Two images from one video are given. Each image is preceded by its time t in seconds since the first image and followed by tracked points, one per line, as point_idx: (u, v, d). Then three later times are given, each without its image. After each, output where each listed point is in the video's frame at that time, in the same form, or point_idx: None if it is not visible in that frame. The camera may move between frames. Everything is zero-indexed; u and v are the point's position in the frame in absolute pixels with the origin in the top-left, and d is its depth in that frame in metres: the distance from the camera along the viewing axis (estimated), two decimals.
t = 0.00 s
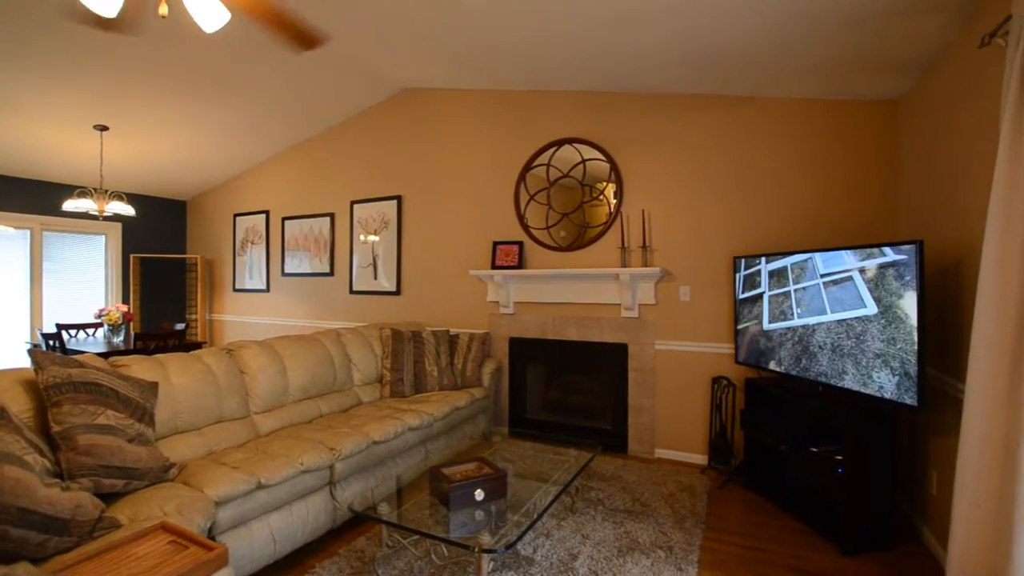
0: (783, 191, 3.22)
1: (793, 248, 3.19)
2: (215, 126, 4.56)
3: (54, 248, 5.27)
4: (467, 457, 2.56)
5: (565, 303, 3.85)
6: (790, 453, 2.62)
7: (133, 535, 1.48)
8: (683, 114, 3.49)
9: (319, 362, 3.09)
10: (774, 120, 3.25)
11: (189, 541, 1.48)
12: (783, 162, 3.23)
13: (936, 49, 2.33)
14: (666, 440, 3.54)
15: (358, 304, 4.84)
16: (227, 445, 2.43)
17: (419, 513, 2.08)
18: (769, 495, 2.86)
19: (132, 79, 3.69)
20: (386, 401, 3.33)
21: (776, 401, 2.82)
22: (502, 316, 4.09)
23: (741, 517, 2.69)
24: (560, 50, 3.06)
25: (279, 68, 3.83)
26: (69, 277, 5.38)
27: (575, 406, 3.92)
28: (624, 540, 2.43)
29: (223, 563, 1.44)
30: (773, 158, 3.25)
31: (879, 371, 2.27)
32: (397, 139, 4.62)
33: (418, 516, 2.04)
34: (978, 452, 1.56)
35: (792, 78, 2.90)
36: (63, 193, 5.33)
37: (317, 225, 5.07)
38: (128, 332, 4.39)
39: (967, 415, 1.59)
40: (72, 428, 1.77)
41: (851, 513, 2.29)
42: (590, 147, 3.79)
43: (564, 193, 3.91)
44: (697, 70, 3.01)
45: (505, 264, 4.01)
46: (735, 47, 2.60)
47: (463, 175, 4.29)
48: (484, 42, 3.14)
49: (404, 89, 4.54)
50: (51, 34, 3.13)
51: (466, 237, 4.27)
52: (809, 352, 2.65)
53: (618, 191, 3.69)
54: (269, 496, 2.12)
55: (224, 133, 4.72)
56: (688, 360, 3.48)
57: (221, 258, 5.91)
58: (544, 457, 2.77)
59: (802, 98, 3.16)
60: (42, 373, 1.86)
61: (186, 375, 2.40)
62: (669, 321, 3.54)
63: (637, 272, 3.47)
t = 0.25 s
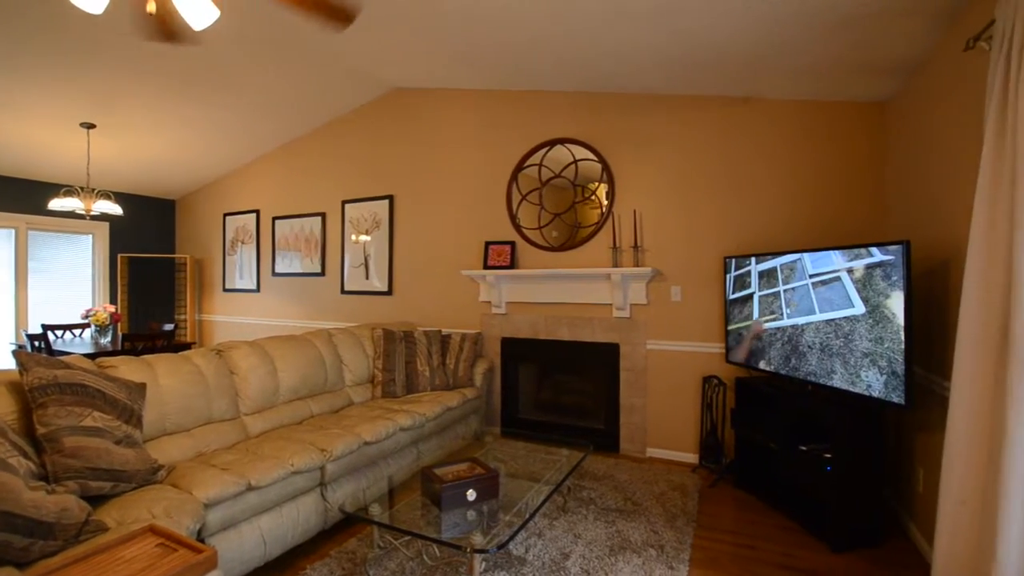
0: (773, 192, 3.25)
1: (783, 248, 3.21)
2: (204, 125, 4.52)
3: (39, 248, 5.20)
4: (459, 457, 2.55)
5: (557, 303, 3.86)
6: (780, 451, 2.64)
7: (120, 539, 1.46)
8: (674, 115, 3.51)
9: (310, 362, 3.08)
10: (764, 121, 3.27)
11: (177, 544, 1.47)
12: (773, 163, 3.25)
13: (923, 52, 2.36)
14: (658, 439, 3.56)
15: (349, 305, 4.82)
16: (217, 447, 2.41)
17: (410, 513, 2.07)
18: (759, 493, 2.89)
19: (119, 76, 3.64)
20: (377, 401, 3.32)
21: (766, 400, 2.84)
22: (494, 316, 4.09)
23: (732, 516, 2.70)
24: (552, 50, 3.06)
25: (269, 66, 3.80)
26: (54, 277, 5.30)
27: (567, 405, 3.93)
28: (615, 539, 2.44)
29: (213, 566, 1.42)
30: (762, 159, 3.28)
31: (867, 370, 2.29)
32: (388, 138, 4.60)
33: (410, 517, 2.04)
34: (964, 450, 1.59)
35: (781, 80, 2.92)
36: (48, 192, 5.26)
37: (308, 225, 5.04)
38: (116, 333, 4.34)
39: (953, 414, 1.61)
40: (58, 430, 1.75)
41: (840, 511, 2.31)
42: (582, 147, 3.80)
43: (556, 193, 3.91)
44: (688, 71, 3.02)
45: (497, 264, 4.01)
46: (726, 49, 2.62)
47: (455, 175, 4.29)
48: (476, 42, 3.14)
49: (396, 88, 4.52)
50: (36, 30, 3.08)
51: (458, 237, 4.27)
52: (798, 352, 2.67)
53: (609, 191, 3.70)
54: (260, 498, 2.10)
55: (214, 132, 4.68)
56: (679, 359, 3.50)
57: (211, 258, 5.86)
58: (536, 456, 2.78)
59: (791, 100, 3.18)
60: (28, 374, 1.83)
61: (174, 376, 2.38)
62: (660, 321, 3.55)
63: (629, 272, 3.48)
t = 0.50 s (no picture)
0: (763, 193, 3.27)
1: (773, 248, 3.24)
2: (193, 123, 4.48)
3: (24, 248, 5.12)
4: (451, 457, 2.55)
5: (549, 303, 3.86)
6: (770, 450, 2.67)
7: (106, 542, 1.45)
8: (666, 116, 3.52)
9: (301, 363, 3.06)
10: (755, 122, 3.29)
11: (165, 547, 1.45)
12: (763, 164, 3.28)
13: (910, 55, 2.39)
14: (649, 439, 3.57)
15: (340, 305, 4.79)
16: (206, 448, 2.39)
17: (402, 514, 2.06)
18: (749, 492, 2.91)
19: (106, 74, 3.60)
20: (369, 402, 3.30)
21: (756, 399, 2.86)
22: (486, 316, 4.08)
23: (723, 514, 2.72)
24: (544, 50, 3.06)
25: (259, 64, 3.78)
26: (40, 277, 5.23)
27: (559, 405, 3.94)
28: (607, 539, 2.45)
29: (202, 568, 1.41)
30: (753, 161, 3.30)
31: (855, 369, 2.32)
32: (380, 138, 4.59)
33: (402, 518, 2.03)
34: (949, 447, 1.61)
35: (771, 82, 2.95)
36: (34, 191, 5.18)
37: (299, 225, 5.01)
38: (103, 334, 4.29)
39: (939, 412, 1.63)
40: (44, 432, 1.72)
41: (829, 508, 2.34)
42: (574, 147, 3.80)
43: (549, 193, 3.92)
44: (680, 72, 3.03)
45: (489, 264, 4.01)
46: (717, 50, 2.64)
47: (447, 174, 4.28)
48: (468, 42, 3.13)
49: (387, 88, 4.51)
50: (21, 26, 3.04)
51: (450, 237, 4.26)
52: (788, 352, 2.70)
53: (601, 191, 3.71)
54: (250, 500, 2.08)
55: (203, 130, 4.63)
56: (671, 359, 3.52)
57: (201, 258, 5.81)
58: (528, 456, 2.78)
59: (781, 101, 3.21)
60: (12, 376, 1.80)
61: (163, 377, 2.35)
62: (651, 321, 3.57)
63: (621, 272, 3.49)
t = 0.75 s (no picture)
0: (754, 193, 3.30)
1: (764, 249, 3.26)
2: (183, 121, 4.43)
3: (10, 247, 5.05)
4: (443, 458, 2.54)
5: (541, 303, 3.87)
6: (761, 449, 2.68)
7: (94, 546, 1.43)
8: (658, 116, 3.54)
9: (292, 363, 3.04)
10: (746, 123, 3.32)
11: (155, 550, 1.44)
12: (754, 165, 3.30)
13: (898, 57, 2.41)
14: (642, 438, 3.59)
15: (332, 305, 4.77)
16: (196, 450, 2.37)
17: (395, 515, 2.06)
18: (740, 490, 2.93)
19: (94, 71, 3.55)
20: (361, 402, 3.29)
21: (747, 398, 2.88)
22: (479, 315, 4.08)
23: (714, 512, 2.74)
24: (536, 50, 3.07)
25: (250, 63, 3.75)
26: (26, 277, 5.15)
27: (552, 405, 3.94)
28: (600, 538, 2.45)
29: (191, 571, 1.40)
30: (744, 161, 3.32)
31: (844, 368, 2.34)
32: (372, 137, 4.57)
33: (394, 519, 2.03)
34: (937, 445, 1.63)
35: (761, 83, 2.97)
36: (20, 190, 5.11)
37: (290, 224, 4.98)
38: (92, 334, 4.24)
39: (925, 410, 1.65)
40: (30, 434, 1.69)
41: (818, 506, 2.36)
42: (567, 148, 3.81)
43: (541, 193, 3.92)
44: (671, 73, 3.05)
45: (482, 264, 4.01)
46: (708, 52, 2.65)
47: (440, 174, 4.27)
48: (460, 42, 3.13)
49: (380, 87, 4.49)
50: (6, 23, 2.99)
51: (443, 237, 4.25)
52: (778, 351, 2.72)
53: (593, 192, 3.72)
54: (240, 502, 2.07)
55: (193, 129, 4.59)
56: (663, 358, 3.53)
57: (191, 257, 5.76)
58: (521, 456, 2.78)
59: (772, 102, 3.23)
60: None
61: (152, 378, 2.33)
62: (644, 320, 3.58)
63: (613, 272, 3.50)
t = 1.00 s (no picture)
0: (745, 193, 3.32)
1: (755, 249, 3.28)
2: (173, 120, 4.39)
3: None
4: (436, 458, 2.54)
5: (534, 303, 3.87)
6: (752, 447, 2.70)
7: (82, 549, 1.41)
8: (650, 117, 3.55)
9: (284, 364, 3.02)
10: (737, 124, 3.34)
11: (145, 552, 1.43)
12: (745, 165, 3.32)
13: (887, 60, 2.44)
14: (634, 437, 3.60)
15: (325, 305, 4.74)
16: (187, 451, 2.35)
17: (387, 516, 2.05)
18: (732, 489, 2.95)
19: (83, 69, 3.52)
20: (354, 403, 3.28)
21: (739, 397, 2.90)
22: (472, 315, 4.08)
23: (706, 511, 2.75)
24: (529, 51, 3.07)
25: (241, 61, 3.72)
26: (12, 277, 5.07)
27: (545, 405, 3.94)
28: (592, 537, 2.46)
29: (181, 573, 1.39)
30: (735, 162, 3.34)
31: (834, 367, 2.36)
32: (365, 136, 4.55)
33: (387, 520, 2.02)
34: (925, 443, 1.65)
35: (753, 84, 2.99)
36: (6, 189, 5.04)
37: (282, 224, 4.95)
38: (80, 335, 4.19)
39: (913, 408, 1.67)
40: (16, 436, 1.66)
41: (808, 504, 2.38)
42: (560, 148, 3.81)
43: (534, 193, 3.92)
44: (663, 74, 3.06)
45: (475, 264, 4.01)
46: (700, 53, 2.67)
47: (433, 174, 4.26)
48: (453, 41, 3.12)
49: (372, 86, 4.47)
50: None
51: (435, 237, 4.25)
52: (769, 350, 2.74)
53: (586, 192, 3.73)
54: (231, 503, 2.05)
55: (183, 127, 4.55)
56: (655, 358, 3.55)
57: (181, 257, 5.70)
58: (514, 456, 2.78)
59: (763, 103, 3.26)
60: None
61: (141, 379, 2.30)
62: (636, 320, 3.60)
63: (606, 271, 3.51)
